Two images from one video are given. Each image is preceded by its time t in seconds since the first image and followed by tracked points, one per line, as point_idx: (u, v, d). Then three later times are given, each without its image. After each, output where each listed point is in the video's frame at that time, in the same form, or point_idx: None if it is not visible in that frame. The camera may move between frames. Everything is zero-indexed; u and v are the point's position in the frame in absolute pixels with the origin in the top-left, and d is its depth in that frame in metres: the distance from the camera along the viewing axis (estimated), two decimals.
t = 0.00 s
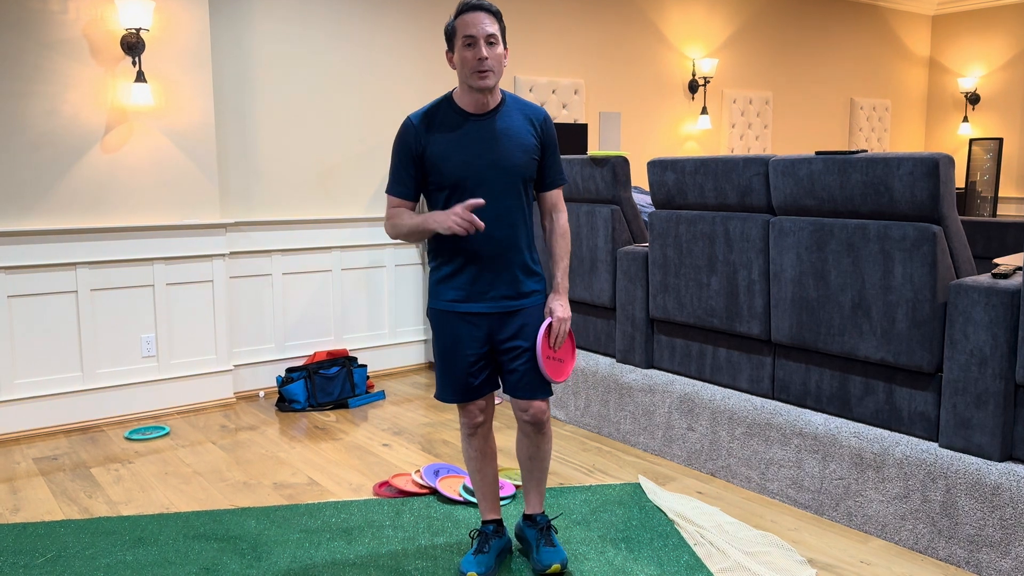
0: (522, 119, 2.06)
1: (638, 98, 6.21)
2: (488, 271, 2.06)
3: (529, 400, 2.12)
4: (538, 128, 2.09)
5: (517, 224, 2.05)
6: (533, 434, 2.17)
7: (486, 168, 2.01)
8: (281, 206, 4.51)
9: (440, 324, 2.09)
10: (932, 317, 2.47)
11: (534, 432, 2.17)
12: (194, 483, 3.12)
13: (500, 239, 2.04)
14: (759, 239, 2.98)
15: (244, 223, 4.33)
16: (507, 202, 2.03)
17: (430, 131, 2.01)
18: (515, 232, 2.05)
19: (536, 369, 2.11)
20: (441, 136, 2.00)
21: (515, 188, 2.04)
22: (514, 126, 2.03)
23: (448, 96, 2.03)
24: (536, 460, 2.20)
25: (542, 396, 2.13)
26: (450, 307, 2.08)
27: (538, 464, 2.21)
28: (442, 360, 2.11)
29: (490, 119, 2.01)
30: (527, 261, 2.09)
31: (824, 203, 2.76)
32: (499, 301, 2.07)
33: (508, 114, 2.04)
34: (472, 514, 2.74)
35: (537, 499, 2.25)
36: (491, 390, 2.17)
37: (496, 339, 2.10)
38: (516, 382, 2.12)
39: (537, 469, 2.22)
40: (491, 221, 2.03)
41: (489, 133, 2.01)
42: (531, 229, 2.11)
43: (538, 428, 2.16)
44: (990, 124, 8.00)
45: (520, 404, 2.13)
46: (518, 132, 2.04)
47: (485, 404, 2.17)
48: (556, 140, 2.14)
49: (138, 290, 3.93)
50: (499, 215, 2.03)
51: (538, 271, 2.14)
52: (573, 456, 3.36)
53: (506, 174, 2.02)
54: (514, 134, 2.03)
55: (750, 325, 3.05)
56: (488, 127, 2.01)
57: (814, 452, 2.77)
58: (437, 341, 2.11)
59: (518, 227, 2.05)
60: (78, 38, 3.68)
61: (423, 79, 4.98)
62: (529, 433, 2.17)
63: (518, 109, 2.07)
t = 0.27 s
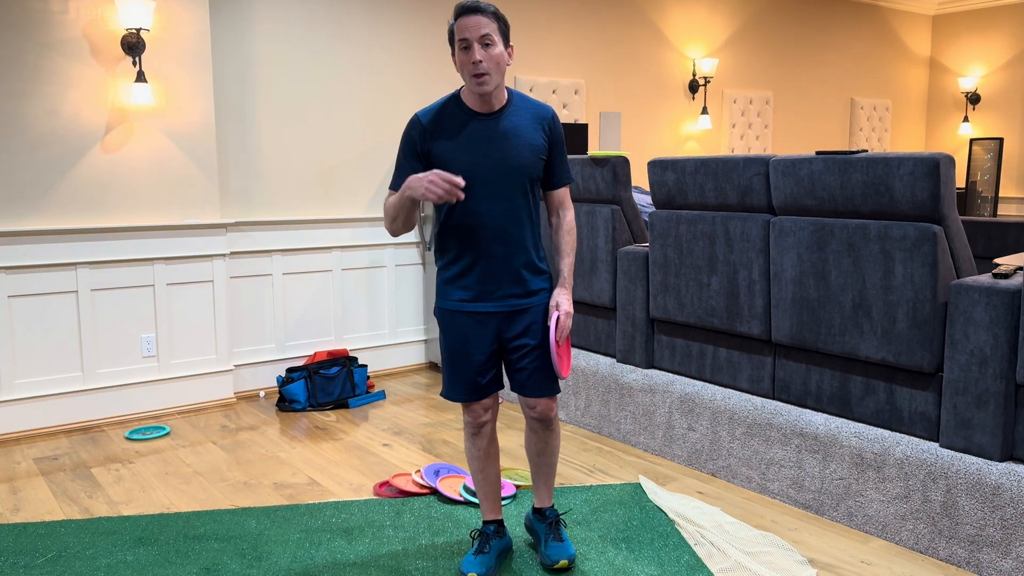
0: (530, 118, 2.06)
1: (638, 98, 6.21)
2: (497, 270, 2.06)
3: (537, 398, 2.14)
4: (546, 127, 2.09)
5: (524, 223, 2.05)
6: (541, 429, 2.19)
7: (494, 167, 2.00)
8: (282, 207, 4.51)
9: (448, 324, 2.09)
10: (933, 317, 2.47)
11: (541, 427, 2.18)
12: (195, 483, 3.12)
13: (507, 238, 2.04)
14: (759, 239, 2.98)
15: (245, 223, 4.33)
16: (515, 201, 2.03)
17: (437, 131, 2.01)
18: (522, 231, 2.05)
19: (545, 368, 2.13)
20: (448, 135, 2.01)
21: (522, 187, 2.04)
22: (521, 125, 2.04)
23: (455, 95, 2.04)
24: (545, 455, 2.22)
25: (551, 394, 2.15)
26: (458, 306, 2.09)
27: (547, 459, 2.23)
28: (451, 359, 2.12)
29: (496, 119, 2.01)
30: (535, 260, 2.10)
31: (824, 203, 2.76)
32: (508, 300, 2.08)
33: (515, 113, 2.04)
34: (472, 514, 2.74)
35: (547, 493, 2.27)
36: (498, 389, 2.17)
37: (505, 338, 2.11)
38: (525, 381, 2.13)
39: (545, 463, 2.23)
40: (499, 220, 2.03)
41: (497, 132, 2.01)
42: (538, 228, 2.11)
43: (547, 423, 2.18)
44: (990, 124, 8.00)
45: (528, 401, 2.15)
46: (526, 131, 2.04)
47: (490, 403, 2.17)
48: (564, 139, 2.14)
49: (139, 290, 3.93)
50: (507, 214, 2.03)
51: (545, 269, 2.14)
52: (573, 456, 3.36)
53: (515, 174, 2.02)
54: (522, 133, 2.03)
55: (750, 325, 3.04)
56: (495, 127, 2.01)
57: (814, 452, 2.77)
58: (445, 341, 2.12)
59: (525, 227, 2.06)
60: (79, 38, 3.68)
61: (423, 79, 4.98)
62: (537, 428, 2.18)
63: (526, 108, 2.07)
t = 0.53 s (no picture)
0: (546, 119, 2.05)
1: (638, 97, 6.21)
2: (509, 270, 2.06)
3: (546, 398, 2.15)
4: (562, 128, 2.08)
5: (537, 223, 2.06)
6: (549, 429, 2.21)
7: (508, 166, 2.01)
8: (282, 207, 4.51)
9: (459, 322, 2.10)
10: (933, 317, 2.47)
11: (549, 426, 2.20)
12: (195, 483, 3.12)
13: (519, 238, 2.04)
14: (759, 239, 2.98)
15: (245, 223, 4.33)
16: (527, 200, 2.04)
17: (452, 128, 2.01)
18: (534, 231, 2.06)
19: (555, 369, 2.14)
20: (462, 133, 2.01)
21: (536, 187, 2.04)
22: (537, 125, 2.04)
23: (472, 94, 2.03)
24: (551, 455, 2.23)
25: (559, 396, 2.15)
26: (470, 305, 2.09)
27: (554, 459, 2.24)
28: (460, 357, 2.12)
29: (512, 118, 2.01)
30: (548, 261, 2.10)
31: (824, 203, 2.76)
32: (520, 300, 2.08)
33: (531, 113, 2.04)
34: (472, 515, 2.74)
35: (553, 496, 2.29)
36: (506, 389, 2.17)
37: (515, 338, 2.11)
38: (534, 382, 2.14)
39: (552, 465, 2.25)
40: (511, 219, 2.03)
41: (512, 132, 2.01)
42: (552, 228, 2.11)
43: (554, 423, 2.20)
44: (989, 124, 8.00)
45: (537, 400, 2.16)
46: (542, 132, 2.04)
47: (496, 402, 2.17)
48: (580, 139, 2.13)
49: (139, 290, 3.93)
50: (519, 213, 2.04)
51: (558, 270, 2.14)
52: (573, 456, 3.36)
53: (528, 174, 2.02)
54: (537, 134, 2.03)
55: (750, 325, 3.04)
56: (511, 126, 2.01)
57: (814, 452, 2.77)
58: (455, 338, 2.12)
59: (538, 227, 2.06)
60: (79, 38, 3.68)
61: (423, 79, 4.98)
62: (545, 427, 2.21)
63: (542, 108, 2.06)
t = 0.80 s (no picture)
0: (566, 120, 2.05)
1: (638, 97, 6.22)
2: (522, 268, 2.06)
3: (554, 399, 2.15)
4: (583, 130, 2.07)
5: (553, 223, 2.06)
6: (554, 428, 2.22)
7: (525, 165, 2.02)
8: (281, 206, 4.51)
9: (472, 319, 2.11)
10: (933, 316, 2.47)
11: (555, 425, 2.21)
12: (194, 483, 3.12)
13: (534, 236, 2.05)
14: (759, 239, 2.98)
15: (243, 223, 4.33)
16: (543, 200, 2.04)
17: (474, 126, 2.04)
18: (550, 231, 2.06)
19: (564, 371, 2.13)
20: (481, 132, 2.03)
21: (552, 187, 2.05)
22: (557, 126, 2.04)
23: (494, 94, 2.05)
24: (555, 454, 2.24)
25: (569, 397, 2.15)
26: (483, 302, 2.10)
27: (558, 459, 2.24)
28: (472, 354, 2.12)
29: (534, 118, 2.03)
30: (563, 261, 2.10)
31: (823, 203, 2.76)
32: (533, 299, 2.08)
33: (552, 114, 2.05)
34: (471, 514, 2.74)
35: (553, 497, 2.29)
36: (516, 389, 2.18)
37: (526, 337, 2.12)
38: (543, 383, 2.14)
39: (555, 465, 2.25)
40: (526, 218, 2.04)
41: (531, 132, 2.02)
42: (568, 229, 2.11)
43: (559, 422, 2.21)
44: (988, 124, 8.01)
45: (545, 400, 2.17)
46: (560, 133, 2.04)
47: (504, 401, 2.16)
48: (602, 142, 2.12)
49: (137, 290, 3.92)
50: (534, 212, 2.04)
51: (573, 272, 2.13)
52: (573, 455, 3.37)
53: (545, 173, 2.02)
54: (555, 135, 2.03)
55: (750, 325, 3.04)
56: (529, 126, 2.02)
57: (814, 452, 2.77)
58: (468, 336, 2.14)
59: (553, 226, 2.06)
60: (77, 38, 3.68)
61: (423, 79, 4.98)
62: (549, 426, 2.22)
63: (562, 109, 2.06)
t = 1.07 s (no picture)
0: (582, 124, 2.09)
1: (636, 97, 6.22)
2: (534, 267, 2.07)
3: (561, 399, 2.17)
4: (599, 135, 2.11)
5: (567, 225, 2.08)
6: (557, 428, 2.23)
7: (542, 167, 2.04)
8: (279, 206, 4.50)
9: (483, 318, 2.11)
10: (930, 316, 2.48)
11: (558, 426, 2.23)
12: (192, 483, 3.12)
13: (548, 237, 2.06)
14: (757, 238, 2.99)
15: (241, 222, 4.32)
16: (557, 202, 2.06)
17: (492, 128, 2.06)
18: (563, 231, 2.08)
19: (574, 371, 2.15)
20: (499, 134, 2.05)
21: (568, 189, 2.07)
22: (574, 130, 2.07)
23: (513, 97, 2.07)
24: (556, 455, 2.26)
25: (578, 398, 2.16)
26: (495, 301, 2.10)
27: (559, 459, 2.26)
28: (480, 354, 2.13)
29: (552, 121, 2.05)
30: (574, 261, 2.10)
31: (821, 203, 2.76)
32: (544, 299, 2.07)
33: (569, 117, 2.07)
34: (469, 514, 2.74)
35: (553, 498, 2.31)
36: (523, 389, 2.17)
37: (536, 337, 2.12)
38: (553, 383, 2.15)
39: (556, 466, 2.27)
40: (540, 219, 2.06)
41: (549, 135, 2.05)
42: (582, 231, 2.13)
43: (562, 422, 2.23)
44: (986, 123, 8.02)
45: (552, 400, 2.19)
46: (576, 137, 2.07)
47: (507, 404, 2.15)
48: (618, 147, 2.15)
49: (136, 290, 3.92)
50: (548, 213, 2.06)
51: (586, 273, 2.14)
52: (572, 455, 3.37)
53: (561, 175, 2.05)
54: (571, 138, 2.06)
55: (748, 324, 3.05)
56: (547, 129, 2.05)
57: (812, 451, 2.77)
58: (477, 332, 2.13)
59: (567, 228, 2.08)
60: (76, 38, 3.68)
61: (421, 78, 4.98)
62: (552, 426, 2.24)
63: (579, 114, 2.09)
